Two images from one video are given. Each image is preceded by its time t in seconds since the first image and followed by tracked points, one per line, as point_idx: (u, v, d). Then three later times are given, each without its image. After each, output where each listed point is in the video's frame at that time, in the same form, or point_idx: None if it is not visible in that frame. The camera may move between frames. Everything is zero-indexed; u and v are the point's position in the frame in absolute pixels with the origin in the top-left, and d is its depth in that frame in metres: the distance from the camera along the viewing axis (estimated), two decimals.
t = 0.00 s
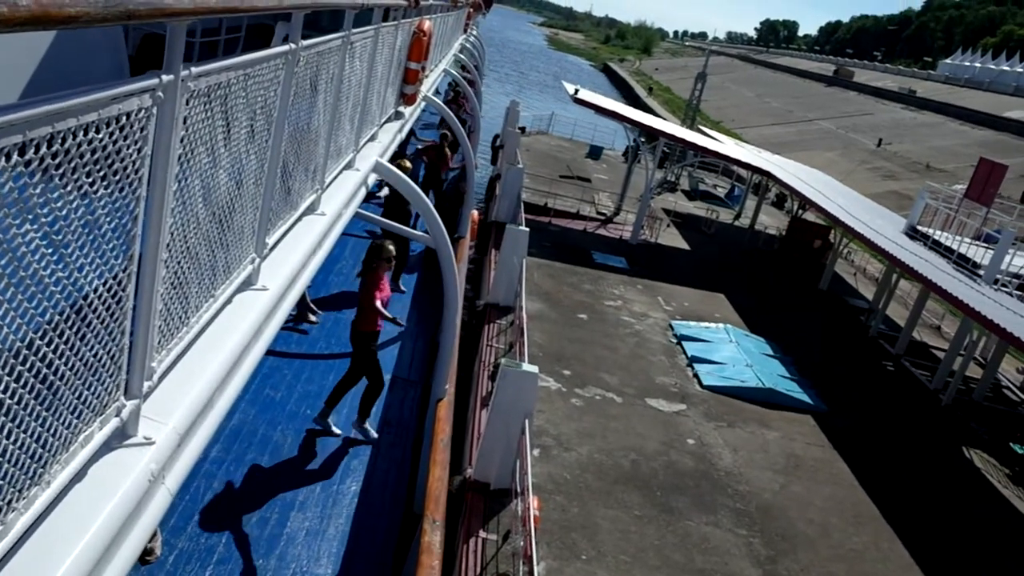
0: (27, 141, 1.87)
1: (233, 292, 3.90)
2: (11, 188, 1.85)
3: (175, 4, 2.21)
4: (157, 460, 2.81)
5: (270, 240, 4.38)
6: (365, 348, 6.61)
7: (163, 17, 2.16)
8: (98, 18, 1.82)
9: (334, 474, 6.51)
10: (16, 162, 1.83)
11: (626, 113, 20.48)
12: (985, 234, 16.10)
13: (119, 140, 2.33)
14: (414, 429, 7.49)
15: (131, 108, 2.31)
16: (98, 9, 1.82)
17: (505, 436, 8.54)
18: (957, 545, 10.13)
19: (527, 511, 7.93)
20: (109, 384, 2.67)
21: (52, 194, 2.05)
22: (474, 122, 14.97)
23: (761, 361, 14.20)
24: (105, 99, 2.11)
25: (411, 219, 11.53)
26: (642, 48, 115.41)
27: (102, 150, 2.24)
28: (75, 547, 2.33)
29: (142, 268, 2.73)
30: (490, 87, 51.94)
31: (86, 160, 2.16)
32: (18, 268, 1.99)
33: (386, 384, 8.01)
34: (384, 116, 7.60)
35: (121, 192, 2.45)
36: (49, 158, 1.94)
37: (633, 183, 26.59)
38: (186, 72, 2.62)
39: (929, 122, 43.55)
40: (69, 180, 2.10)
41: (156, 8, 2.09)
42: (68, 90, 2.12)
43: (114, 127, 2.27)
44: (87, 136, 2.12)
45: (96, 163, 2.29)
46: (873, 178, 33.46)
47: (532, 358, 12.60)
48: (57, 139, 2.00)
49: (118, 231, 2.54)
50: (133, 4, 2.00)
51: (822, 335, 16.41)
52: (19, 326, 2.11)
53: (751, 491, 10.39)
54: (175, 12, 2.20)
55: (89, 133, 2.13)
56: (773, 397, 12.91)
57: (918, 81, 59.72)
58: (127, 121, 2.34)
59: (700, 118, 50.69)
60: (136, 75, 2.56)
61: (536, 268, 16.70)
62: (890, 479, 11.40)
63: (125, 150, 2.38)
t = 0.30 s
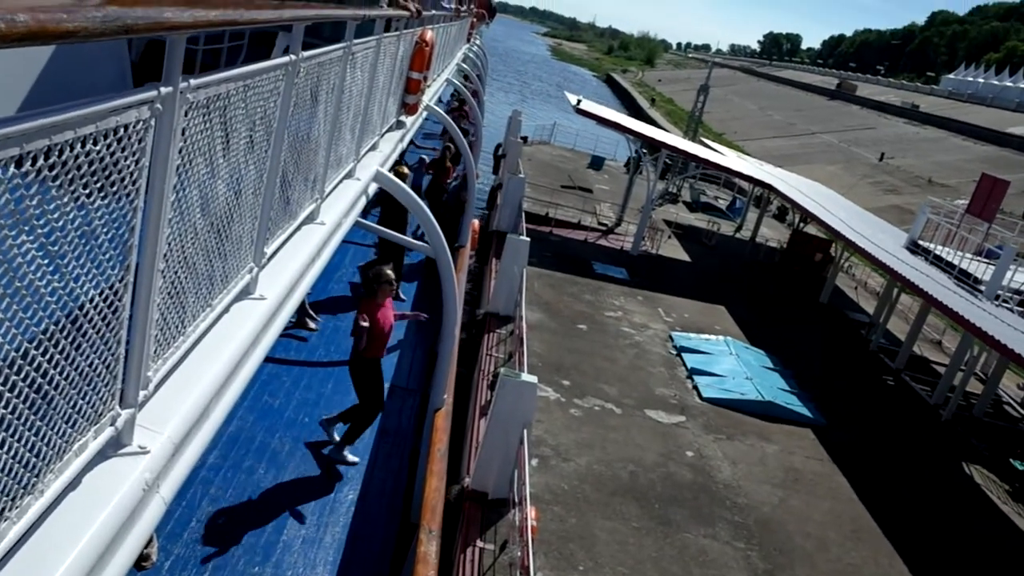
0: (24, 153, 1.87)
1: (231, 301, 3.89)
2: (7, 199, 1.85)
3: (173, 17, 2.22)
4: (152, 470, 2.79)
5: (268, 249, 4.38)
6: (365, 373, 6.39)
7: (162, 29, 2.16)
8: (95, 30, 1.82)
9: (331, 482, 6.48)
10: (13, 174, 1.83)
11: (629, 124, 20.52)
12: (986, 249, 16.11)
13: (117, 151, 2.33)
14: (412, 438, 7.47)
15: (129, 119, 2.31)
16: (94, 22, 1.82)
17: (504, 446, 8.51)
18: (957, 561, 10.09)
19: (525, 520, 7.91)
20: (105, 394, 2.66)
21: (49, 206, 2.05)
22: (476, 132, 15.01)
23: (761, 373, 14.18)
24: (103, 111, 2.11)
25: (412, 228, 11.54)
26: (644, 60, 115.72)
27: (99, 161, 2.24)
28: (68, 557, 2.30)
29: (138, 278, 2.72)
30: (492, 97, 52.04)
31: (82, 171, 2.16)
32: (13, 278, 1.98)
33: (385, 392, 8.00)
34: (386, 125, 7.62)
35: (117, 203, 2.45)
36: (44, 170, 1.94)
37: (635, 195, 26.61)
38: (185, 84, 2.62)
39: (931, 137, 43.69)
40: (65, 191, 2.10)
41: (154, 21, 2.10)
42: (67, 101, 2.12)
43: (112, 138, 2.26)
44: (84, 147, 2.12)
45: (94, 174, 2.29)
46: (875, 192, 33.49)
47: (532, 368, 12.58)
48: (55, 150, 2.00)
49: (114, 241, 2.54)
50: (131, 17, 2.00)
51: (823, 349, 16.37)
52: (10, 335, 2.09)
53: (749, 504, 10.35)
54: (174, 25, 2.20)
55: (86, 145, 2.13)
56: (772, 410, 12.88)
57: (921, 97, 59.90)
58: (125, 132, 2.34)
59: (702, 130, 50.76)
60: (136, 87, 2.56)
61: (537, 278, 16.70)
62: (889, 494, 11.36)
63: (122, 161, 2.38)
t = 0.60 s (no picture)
0: (23, 175, 1.88)
1: (230, 317, 3.91)
2: (7, 219, 1.87)
3: (176, 38, 2.25)
4: (145, 489, 2.80)
5: (268, 265, 4.41)
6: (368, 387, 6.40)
7: (165, 51, 2.18)
8: (98, 53, 1.84)
9: (329, 498, 6.48)
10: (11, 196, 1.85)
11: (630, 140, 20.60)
12: (986, 269, 16.14)
13: (117, 170, 2.35)
14: (410, 454, 7.47)
15: (130, 139, 2.33)
16: (97, 45, 1.85)
17: (503, 462, 8.50)
18: None
19: (523, 537, 7.89)
20: (100, 412, 2.68)
21: (47, 225, 2.07)
22: (479, 147, 15.09)
23: (760, 391, 14.17)
24: (104, 131, 2.14)
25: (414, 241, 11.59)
26: (646, 76, 116.16)
27: (100, 180, 2.26)
28: None
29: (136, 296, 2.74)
30: (496, 112, 52.27)
31: (82, 191, 2.18)
32: (10, 297, 2.00)
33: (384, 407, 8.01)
34: (389, 140, 7.67)
35: (117, 222, 2.47)
36: (43, 190, 1.96)
37: (636, 210, 26.67)
38: (187, 103, 2.65)
39: (931, 156, 43.82)
40: (64, 213, 2.11)
41: (157, 42, 2.12)
42: (68, 120, 2.14)
43: (112, 158, 2.29)
44: (84, 167, 2.14)
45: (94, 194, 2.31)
46: (875, 210, 33.54)
47: (532, 383, 12.58)
48: (54, 171, 2.02)
49: (113, 260, 2.55)
50: (134, 39, 2.03)
51: (823, 366, 16.37)
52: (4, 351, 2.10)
53: (748, 522, 10.32)
54: (177, 46, 2.23)
55: (87, 165, 2.15)
56: (773, 428, 12.86)
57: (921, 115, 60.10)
58: (126, 152, 2.36)
59: (703, 146, 50.88)
60: (138, 106, 2.59)
61: (538, 293, 16.71)
62: (889, 513, 11.34)
63: (124, 181, 2.40)
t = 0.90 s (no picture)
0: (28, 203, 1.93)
1: (233, 340, 3.95)
2: (10, 247, 1.91)
3: (180, 68, 2.30)
4: (146, 512, 2.83)
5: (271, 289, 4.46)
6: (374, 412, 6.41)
7: (168, 81, 2.23)
8: (103, 84, 1.89)
9: (331, 519, 6.48)
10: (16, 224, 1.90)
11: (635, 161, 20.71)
12: (992, 290, 16.13)
13: (121, 198, 2.40)
14: (413, 475, 7.48)
15: (134, 166, 2.38)
16: (101, 76, 1.89)
17: (506, 483, 8.50)
18: None
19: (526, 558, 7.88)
20: (103, 436, 2.72)
21: (50, 252, 2.11)
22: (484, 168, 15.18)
23: (765, 412, 14.13)
24: (108, 160, 2.19)
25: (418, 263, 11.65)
26: (651, 98, 116.76)
27: (104, 208, 2.31)
28: None
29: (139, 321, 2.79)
30: (501, 133, 52.63)
31: (87, 219, 2.23)
32: (12, 322, 2.04)
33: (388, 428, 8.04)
34: (394, 162, 7.75)
35: (120, 249, 2.51)
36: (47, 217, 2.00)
37: (640, 231, 26.74)
38: (190, 131, 2.70)
39: (936, 177, 43.92)
40: (66, 240, 2.15)
41: (161, 72, 2.17)
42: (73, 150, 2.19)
43: (116, 185, 2.34)
44: (88, 195, 2.19)
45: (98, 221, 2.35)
46: (880, 231, 33.57)
47: (536, 404, 12.59)
48: (58, 200, 2.06)
49: (117, 286, 2.60)
50: (138, 69, 2.07)
51: (828, 388, 16.32)
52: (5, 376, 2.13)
53: (753, 544, 10.27)
54: (182, 76, 2.28)
55: (91, 192, 2.20)
56: (778, 449, 12.82)
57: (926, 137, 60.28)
58: (129, 179, 2.41)
59: (708, 168, 51.04)
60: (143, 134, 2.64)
61: (542, 313, 16.75)
62: (896, 535, 11.27)
63: (127, 208, 2.45)
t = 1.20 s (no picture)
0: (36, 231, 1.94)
1: (240, 361, 3.97)
2: (18, 275, 1.92)
3: (187, 94, 2.32)
4: (152, 536, 2.84)
5: (278, 310, 4.47)
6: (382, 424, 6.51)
7: (175, 107, 2.24)
8: (111, 112, 1.90)
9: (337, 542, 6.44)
10: (25, 251, 1.91)
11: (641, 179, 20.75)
12: (1001, 306, 16.07)
13: (128, 223, 2.41)
14: (419, 494, 7.45)
15: (141, 192, 2.40)
16: (109, 104, 1.90)
17: (513, 502, 8.46)
18: None
19: None
20: (109, 460, 2.73)
21: (58, 279, 2.13)
22: (490, 187, 15.23)
23: (773, 430, 14.05)
24: (116, 186, 2.20)
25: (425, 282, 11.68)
26: (657, 116, 117.10)
27: (112, 234, 2.32)
28: None
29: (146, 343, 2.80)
30: (508, 152, 52.87)
31: (95, 244, 2.24)
32: (20, 348, 2.05)
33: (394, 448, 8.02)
34: (400, 183, 7.79)
35: (127, 274, 2.53)
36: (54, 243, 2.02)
37: (646, 249, 26.76)
38: (197, 156, 2.73)
39: (943, 193, 43.88)
40: (74, 266, 2.17)
41: (168, 99, 2.18)
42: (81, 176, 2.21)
43: (123, 211, 2.35)
44: (96, 221, 2.20)
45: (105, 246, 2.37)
46: (888, 248, 33.50)
47: (543, 423, 12.56)
48: (66, 227, 2.08)
49: (124, 310, 2.61)
50: (146, 97, 2.08)
51: (837, 405, 16.24)
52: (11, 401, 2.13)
53: (763, 564, 10.18)
54: (188, 102, 2.30)
55: (98, 219, 2.21)
56: (786, 467, 12.74)
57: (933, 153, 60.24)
58: (137, 205, 2.43)
59: (714, 185, 51.09)
60: (150, 159, 2.67)
61: (549, 331, 16.75)
62: (907, 554, 11.17)
63: (135, 233, 2.47)
